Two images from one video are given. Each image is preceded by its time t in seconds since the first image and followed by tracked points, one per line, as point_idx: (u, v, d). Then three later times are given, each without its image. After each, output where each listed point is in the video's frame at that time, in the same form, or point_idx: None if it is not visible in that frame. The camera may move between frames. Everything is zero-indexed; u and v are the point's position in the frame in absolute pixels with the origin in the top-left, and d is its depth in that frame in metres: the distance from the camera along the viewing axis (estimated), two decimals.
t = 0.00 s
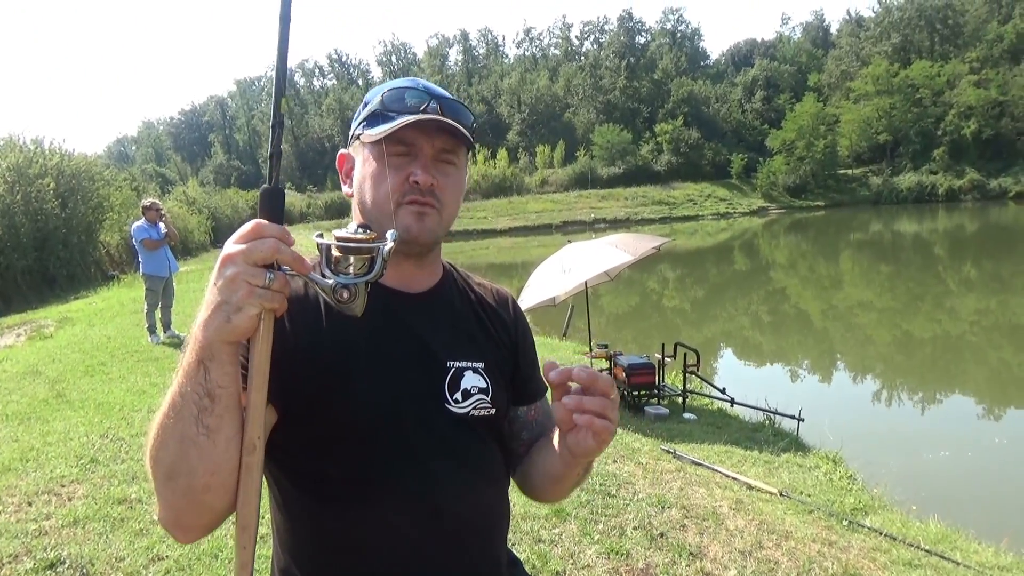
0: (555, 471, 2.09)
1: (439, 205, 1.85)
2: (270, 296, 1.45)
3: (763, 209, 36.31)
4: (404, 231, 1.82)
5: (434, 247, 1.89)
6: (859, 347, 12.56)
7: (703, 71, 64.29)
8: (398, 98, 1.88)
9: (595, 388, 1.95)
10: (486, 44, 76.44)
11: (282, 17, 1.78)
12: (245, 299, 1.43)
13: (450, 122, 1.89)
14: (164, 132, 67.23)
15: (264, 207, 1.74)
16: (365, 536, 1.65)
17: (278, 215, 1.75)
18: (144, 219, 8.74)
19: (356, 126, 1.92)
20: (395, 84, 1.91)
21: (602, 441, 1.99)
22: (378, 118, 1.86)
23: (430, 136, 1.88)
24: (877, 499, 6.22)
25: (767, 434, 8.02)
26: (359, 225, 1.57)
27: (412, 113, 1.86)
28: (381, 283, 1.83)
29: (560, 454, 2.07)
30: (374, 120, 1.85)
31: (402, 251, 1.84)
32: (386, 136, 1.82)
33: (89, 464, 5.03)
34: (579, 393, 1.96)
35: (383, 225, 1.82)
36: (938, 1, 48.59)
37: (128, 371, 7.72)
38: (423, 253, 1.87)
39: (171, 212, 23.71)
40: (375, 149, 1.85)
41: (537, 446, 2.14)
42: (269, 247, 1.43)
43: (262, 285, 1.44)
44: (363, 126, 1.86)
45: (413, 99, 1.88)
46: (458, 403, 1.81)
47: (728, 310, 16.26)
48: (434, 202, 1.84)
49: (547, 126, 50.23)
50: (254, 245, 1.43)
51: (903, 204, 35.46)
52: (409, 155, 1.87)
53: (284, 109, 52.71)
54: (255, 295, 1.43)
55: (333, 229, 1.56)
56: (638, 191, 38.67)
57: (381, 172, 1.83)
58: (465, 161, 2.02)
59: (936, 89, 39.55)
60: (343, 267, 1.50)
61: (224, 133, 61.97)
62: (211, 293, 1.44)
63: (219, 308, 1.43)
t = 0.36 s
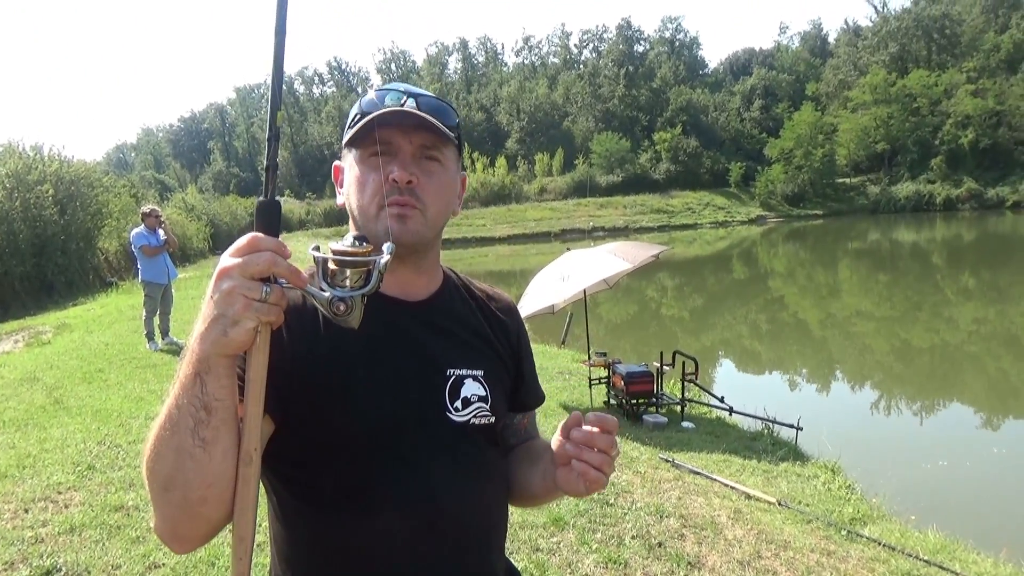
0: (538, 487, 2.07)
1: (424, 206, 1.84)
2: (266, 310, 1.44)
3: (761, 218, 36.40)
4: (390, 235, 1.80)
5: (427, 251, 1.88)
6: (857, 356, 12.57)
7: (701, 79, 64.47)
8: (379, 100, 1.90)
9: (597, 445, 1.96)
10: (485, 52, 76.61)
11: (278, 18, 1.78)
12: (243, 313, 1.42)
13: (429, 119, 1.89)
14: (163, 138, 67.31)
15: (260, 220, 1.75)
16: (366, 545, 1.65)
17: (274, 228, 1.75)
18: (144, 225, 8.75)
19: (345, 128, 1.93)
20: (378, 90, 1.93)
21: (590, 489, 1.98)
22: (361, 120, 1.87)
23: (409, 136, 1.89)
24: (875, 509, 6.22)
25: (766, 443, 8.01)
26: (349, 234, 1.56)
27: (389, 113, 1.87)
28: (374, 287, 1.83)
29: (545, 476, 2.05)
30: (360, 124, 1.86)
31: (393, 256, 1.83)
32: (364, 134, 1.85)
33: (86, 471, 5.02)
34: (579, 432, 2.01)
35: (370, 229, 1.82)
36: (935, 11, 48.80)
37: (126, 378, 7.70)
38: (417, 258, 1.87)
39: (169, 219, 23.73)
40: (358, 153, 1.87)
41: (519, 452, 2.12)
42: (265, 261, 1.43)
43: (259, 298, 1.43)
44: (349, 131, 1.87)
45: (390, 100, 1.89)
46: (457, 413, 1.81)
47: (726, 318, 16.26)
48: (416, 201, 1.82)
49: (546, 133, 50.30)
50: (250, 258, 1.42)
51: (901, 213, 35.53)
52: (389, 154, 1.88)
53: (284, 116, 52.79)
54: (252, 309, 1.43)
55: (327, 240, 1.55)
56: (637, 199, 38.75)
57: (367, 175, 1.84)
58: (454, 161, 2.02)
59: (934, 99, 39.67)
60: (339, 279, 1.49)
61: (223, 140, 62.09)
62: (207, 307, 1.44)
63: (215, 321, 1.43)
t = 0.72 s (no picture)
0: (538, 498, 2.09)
1: (439, 220, 1.86)
2: (266, 314, 1.45)
3: (760, 227, 36.46)
4: (402, 244, 1.81)
5: (437, 262, 1.89)
6: (857, 365, 12.56)
7: (700, 89, 64.67)
8: (399, 113, 1.90)
9: (606, 469, 1.99)
10: (485, 62, 76.85)
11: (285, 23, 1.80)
12: (241, 317, 1.44)
13: (450, 135, 1.91)
14: (164, 147, 67.49)
15: (264, 223, 1.76)
16: (362, 549, 1.65)
17: (280, 232, 1.77)
18: (144, 233, 8.76)
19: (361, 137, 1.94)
20: (398, 100, 1.94)
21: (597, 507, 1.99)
22: (378, 130, 1.88)
23: (430, 151, 1.90)
24: (874, 518, 6.21)
25: (765, 452, 8.00)
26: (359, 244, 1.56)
27: (412, 125, 1.88)
28: (381, 293, 1.83)
29: (549, 490, 2.07)
30: (378, 133, 1.87)
31: (403, 266, 1.84)
32: (387, 144, 1.85)
33: (83, 479, 5.00)
34: (585, 451, 2.04)
35: (380, 237, 1.83)
36: (933, 22, 49.01)
37: (125, 386, 7.69)
38: (424, 268, 1.87)
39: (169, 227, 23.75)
40: (375, 162, 1.87)
41: (520, 468, 2.14)
42: (265, 266, 1.45)
43: (258, 303, 1.45)
44: (367, 140, 1.88)
45: (413, 114, 1.90)
46: (458, 422, 1.82)
47: (726, 327, 16.27)
48: (433, 215, 1.85)
49: (546, 142, 50.43)
50: (250, 261, 1.44)
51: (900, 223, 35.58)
52: (408, 168, 1.89)
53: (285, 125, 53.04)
54: (251, 313, 1.44)
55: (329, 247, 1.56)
56: (636, 208, 38.81)
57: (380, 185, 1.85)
58: (469, 177, 2.04)
59: (932, 109, 39.79)
60: (345, 291, 1.50)
61: (223, 148, 62.20)
62: (206, 311, 1.44)
63: (215, 325, 1.45)
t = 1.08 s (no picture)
0: (545, 500, 2.10)
1: (449, 227, 1.86)
2: (272, 314, 1.45)
3: (759, 230, 36.50)
4: (413, 247, 1.81)
5: (442, 270, 1.88)
6: (856, 368, 12.56)
7: (700, 92, 64.77)
8: (414, 116, 1.90)
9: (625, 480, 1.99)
10: (485, 64, 76.94)
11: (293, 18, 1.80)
12: (246, 315, 1.43)
13: (466, 144, 1.91)
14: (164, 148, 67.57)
15: (268, 224, 1.75)
16: (366, 547, 1.65)
17: (285, 232, 1.76)
18: (144, 234, 8.76)
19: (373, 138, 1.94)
20: (413, 103, 1.95)
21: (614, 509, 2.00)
22: (393, 133, 1.87)
23: (444, 158, 1.90)
24: (874, 520, 6.20)
25: (765, 454, 8.00)
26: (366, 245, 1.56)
27: (429, 132, 1.89)
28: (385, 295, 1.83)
29: (561, 492, 2.07)
30: (391, 137, 1.87)
31: (412, 268, 1.83)
32: (401, 151, 1.83)
33: (83, 480, 5.00)
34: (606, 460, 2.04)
35: (388, 238, 1.83)
36: (933, 26, 49.12)
37: (124, 387, 7.69)
38: (432, 272, 1.87)
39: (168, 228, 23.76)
40: (389, 165, 1.86)
41: (526, 468, 2.16)
42: (271, 265, 1.44)
43: (262, 302, 1.44)
44: (380, 141, 1.88)
45: (429, 119, 1.90)
46: (461, 426, 1.82)
47: (725, 329, 16.28)
48: (444, 222, 1.85)
49: (545, 144, 50.48)
50: (255, 260, 1.44)
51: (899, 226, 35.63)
52: (422, 173, 1.88)
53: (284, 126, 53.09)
54: (255, 311, 1.43)
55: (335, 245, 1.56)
56: (635, 210, 38.84)
57: (391, 186, 1.84)
58: (480, 183, 2.04)
59: (931, 112, 39.87)
60: (352, 291, 1.50)
61: (223, 149, 62.20)
62: (211, 310, 1.44)
63: (220, 323, 1.44)
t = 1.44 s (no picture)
0: (553, 499, 2.09)
1: (466, 240, 1.87)
2: (282, 320, 1.45)
3: (753, 227, 36.56)
4: (428, 262, 1.81)
5: (452, 278, 1.88)
6: (849, 364, 12.60)
7: (692, 90, 64.83)
8: (435, 124, 1.89)
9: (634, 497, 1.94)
10: (478, 63, 76.84)
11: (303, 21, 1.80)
12: (257, 323, 1.43)
13: (490, 163, 1.91)
14: (155, 149, 67.37)
15: (275, 228, 1.75)
16: (369, 550, 1.65)
17: (291, 238, 1.77)
18: (137, 235, 8.72)
19: (385, 142, 1.93)
20: (435, 110, 1.93)
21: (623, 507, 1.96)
22: (413, 142, 1.85)
23: (470, 174, 1.88)
24: (868, 516, 6.23)
25: (760, 451, 8.03)
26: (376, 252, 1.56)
27: (452, 144, 1.88)
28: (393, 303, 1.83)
29: (567, 491, 2.07)
30: (410, 146, 1.84)
31: (424, 276, 1.83)
32: (427, 164, 1.79)
33: (79, 482, 4.98)
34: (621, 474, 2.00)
35: (402, 245, 1.81)
36: (924, 23, 49.27)
37: (117, 388, 7.65)
38: (441, 280, 1.87)
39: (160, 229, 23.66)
40: (410, 175, 1.82)
41: (534, 471, 2.17)
42: (281, 272, 1.44)
43: (274, 309, 1.44)
44: (398, 148, 1.85)
45: (453, 129, 1.90)
46: (465, 429, 1.82)
47: (719, 327, 16.30)
48: (463, 237, 1.85)
49: (538, 143, 50.46)
50: (266, 268, 1.43)
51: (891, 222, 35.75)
52: (445, 187, 1.85)
53: (277, 126, 52.95)
54: (266, 320, 1.44)
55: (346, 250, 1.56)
56: (629, 208, 38.87)
57: (409, 194, 1.81)
58: (494, 192, 2.05)
59: (923, 109, 40.01)
60: (362, 299, 1.50)
61: (215, 150, 61.97)
62: (220, 317, 1.43)
63: (229, 330, 1.43)
